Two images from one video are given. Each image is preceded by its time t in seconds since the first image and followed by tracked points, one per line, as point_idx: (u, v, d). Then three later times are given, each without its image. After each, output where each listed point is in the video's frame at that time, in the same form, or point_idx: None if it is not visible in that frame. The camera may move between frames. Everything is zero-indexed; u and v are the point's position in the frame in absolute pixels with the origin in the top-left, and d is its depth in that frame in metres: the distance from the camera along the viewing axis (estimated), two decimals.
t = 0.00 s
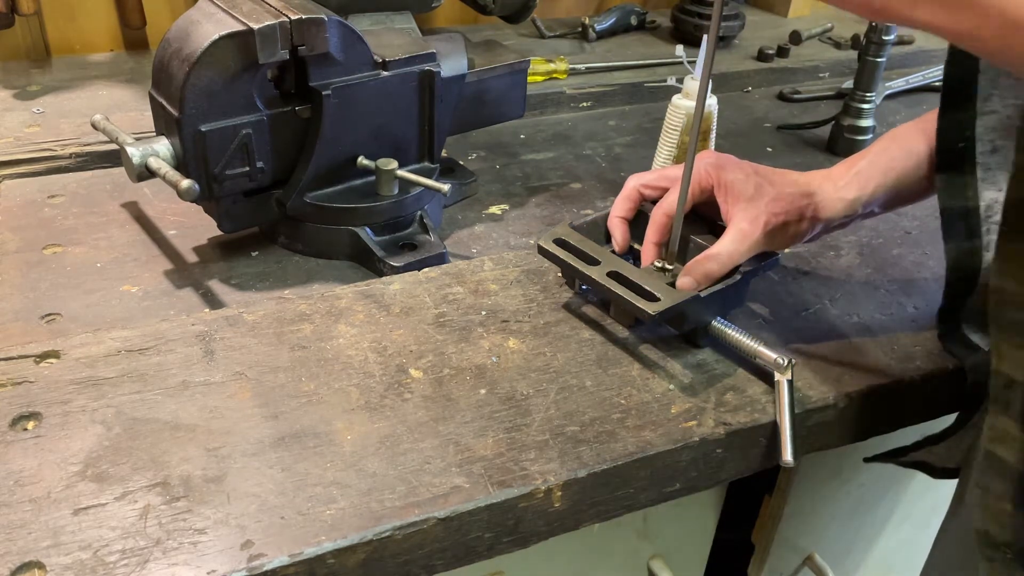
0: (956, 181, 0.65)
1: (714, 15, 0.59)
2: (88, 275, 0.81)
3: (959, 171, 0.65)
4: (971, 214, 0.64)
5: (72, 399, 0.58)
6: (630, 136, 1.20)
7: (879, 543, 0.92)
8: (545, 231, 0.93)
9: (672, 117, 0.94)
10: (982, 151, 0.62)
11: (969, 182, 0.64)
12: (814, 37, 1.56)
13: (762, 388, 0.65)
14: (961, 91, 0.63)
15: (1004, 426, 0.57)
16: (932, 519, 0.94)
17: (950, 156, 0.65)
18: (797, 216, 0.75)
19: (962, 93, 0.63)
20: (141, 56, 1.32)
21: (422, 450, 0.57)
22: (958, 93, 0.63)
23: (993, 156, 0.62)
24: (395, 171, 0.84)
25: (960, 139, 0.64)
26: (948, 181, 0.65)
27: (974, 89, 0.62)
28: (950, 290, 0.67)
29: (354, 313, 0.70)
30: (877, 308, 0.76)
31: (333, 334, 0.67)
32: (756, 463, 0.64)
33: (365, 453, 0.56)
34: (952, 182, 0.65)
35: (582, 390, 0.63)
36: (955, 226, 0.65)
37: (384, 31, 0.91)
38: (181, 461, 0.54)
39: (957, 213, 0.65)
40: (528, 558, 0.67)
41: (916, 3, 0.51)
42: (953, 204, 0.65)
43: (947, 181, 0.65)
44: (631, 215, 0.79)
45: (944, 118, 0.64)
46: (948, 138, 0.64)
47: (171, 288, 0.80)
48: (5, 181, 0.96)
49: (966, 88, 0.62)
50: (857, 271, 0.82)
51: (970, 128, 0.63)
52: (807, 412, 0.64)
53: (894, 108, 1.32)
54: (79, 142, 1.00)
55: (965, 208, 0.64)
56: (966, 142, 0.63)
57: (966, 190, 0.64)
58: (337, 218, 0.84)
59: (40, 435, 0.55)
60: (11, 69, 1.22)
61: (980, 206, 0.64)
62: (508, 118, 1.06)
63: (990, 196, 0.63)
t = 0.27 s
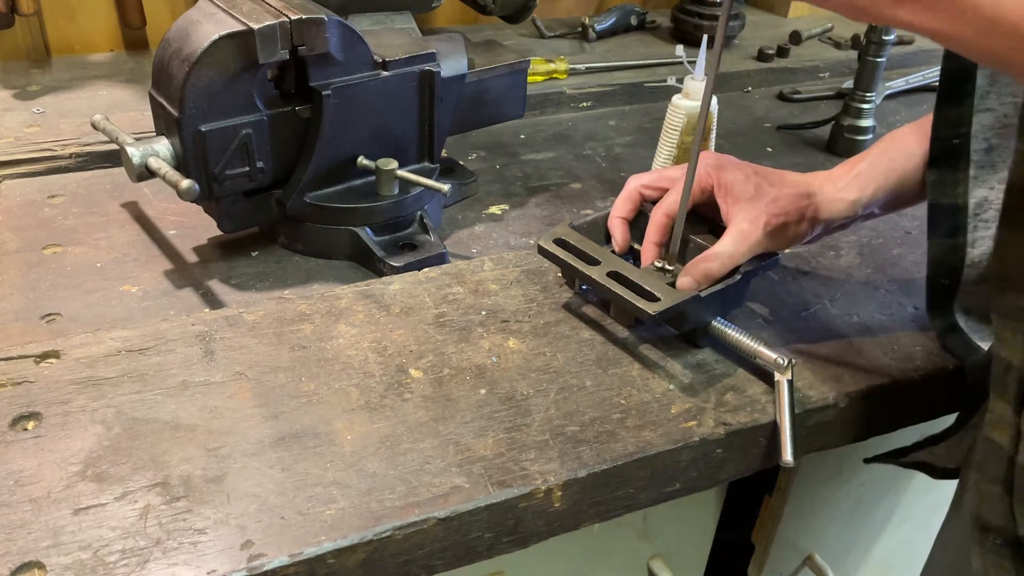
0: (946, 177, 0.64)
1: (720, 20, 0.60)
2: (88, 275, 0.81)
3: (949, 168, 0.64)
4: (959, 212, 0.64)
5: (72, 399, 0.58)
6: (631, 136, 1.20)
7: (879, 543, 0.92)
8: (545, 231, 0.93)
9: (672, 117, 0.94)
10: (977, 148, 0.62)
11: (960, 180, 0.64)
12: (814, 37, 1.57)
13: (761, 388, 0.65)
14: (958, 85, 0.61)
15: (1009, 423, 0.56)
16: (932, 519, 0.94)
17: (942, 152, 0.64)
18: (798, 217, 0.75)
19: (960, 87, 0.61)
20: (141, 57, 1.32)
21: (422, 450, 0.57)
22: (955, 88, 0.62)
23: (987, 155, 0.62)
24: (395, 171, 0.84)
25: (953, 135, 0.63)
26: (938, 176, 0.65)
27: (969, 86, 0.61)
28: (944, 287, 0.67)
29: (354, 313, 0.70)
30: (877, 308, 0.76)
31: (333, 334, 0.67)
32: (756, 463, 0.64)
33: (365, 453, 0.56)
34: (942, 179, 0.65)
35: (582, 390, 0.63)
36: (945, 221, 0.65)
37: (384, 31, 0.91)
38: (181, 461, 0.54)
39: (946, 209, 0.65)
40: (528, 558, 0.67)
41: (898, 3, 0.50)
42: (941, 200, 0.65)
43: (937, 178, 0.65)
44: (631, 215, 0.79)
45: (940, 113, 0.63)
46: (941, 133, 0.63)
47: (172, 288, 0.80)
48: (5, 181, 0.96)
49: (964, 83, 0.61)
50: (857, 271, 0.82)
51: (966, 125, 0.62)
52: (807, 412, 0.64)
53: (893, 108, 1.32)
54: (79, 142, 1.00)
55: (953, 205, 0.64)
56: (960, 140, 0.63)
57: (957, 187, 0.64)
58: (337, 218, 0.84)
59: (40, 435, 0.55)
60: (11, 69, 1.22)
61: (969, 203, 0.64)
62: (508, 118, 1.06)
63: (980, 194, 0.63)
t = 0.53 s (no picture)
0: (946, 177, 0.64)
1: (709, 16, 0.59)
2: (88, 275, 0.81)
3: (949, 167, 0.64)
4: (959, 211, 0.64)
5: (72, 399, 0.58)
6: (631, 136, 1.20)
7: (880, 543, 0.92)
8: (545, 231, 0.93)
9: (672, 117, 0.95)
10: (976, 149, 0.63)
11: (959, 180, 0.64)
12: (814, 37, 1.57)
13: (761, 388, 0.65)
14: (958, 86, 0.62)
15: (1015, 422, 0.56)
16: (932, 519, 0.94)
17: (942, 152, 0.64)
18: (798, 216, 0.75)
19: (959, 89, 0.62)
20: (141, 56, 1.32)
21: (422, 449, 0.57)
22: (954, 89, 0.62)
23: (986, 155, 0.63)
24: (395, 171, 0.84)
25: (953, 136, 0.63)
26: (938, 177, 0.65)
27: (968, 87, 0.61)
28: (943, 287, 0.67)
29: (354, 313, 0.70)
30: (877, 308, 0.76)
31: (333, 334, 0.67)
32: (756, 463, 0.64)
33: (365, 453, 0.56)
34: (942, 178, 0.65)
35: (582, 390, 0.63)
36: (944, 221, 0.65)
37: (384, 31, 0.91)
38: (181, 460, 0.54)
39: (945, 209, 0.65)
40: (528, 558, 0.67)
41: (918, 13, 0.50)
42: (941, 200, 0.65)
43: (937, 177, 0.65)
44: (631, 215, 0.79)
45: (940, 114, 0.63)
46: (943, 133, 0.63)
47: (172, 288, 0.80)
48: (5, 181, 0.96)
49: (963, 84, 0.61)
50: (857, 271, 0.82)
51: (965, 126, 0.62)
52: (807, 412, 0.64)
53: (894, 108, 1.32)
54: (79, 142, 1.00)
55: (953, 205, 0.64)
56: (960, 140, 0.63)
57: (956, 186, 0.64)
58: (337, 218, 0.84)
59: (40, 434, 0.55)
60: (11, 69, 1.22)
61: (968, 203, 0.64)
62: (508, 118, 1.06)
63: (980, 194, 0.63)
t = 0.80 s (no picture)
0: (948, 176, 0.64)
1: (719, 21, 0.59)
2: (88, 275, 0.81)
3: (950, 166, 0.64)
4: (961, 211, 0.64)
5: (72, 399, 0.58)
6: (631, 136, 1.20)
7: (880, 543, 0.92)
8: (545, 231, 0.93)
9: (672, 117, 0.94)
10: (978, 148, 0.62)
11: (961, 179, 0.63)
12: (814, 37, 1.57)
13: (761, 388, 0.65)
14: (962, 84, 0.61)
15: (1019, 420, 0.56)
16: (932, 519, 0.94)
17: (945, 150, 0.63)
18: (796, 216, 0.75)
19: (962, 86, 0.61)
20: (141, 57, 1.32)
21: (422, 449, 0.57)
22: (957, 87, 0.61)
23: (988, 154, 0.62)
24: (395, 171, 0.84)
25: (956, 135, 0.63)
26: (941, 176, 0.64)
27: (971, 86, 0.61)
28: (944, 286, 0.67)
29: (354, 313, 0.70)
30: (877, 308, 0.76)
31: (333, 334, 0.67)
32: (756, 463, 0.64)
33: (365, 453, 0.56)
34: (944, 178, 0.64)
35: (582, 390, 0.63)
36: (945, 221, 0.65)
37: (384, 31, 0.91)
38: (181, 460, 0.54)
39: (947, 208, 0.64)
40: (528, 558, 0.67)
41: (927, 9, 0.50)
42: (942, 199, 0.64)
43: (939, 176, 0.64)
44: (631, 216, 0.79)
45: (943, 113, 0.63)
46: (947, 132, 0.62)
47: (172, 288, 0.80)
48: (5, 181, 0.96)
49: (968, 82, 0.61)
50: (857, 271, 0.82)
51: (969, 124, 0.61)
52: (807, 412, 0.64)
53: (894, 108, 1.32)
54: (79, 142, 1.00)
55: (955, 204, 0.64)
56: (964, 139, 0.62)
57: (958, 186, 0.63)
58: (337, 218, 0.84)
59: (40, 434, 0.55)
60: (11, 69, 1.22)
61: (969, 203, 0.63)
62: (508, 118, 1.06)
63: (981, 194, 0.63)
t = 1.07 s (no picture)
0: (949, 176, 0.64)
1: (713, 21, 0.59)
2: (88, 275, 0.81)
3: (952, 166, 0.64)
4: (962, 210, 0.64)
5: (72, 399, 0.58)
6: (631, 136, 1.20)
7: (880, 543, 0.92)
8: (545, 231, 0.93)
9: (672, 117, 0.94)
10: (979, 148, 0.62)
11: (962, 179, 0.63)
12: (814, 37, 1.57)
13: (761, 388, 0.65)
14: (962, 85, 0.62)
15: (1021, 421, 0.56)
16: (932, 519, 0.94)
17: (947, 149, 0.64)
18: (797, 216, 0.76)
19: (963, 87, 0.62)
20: (141, 57, 1.32)
21: (422, 449, 0.57)
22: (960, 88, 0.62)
23: (988, 154, 0.63)
24: (395, 171, 0.84)
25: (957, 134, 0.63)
26: (941, 176, 0.64)
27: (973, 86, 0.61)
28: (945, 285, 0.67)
29: (354, 313, 0.70)
30: (877, 308, 0.76)
31: (333, 334, 0.67)
32: (756, 463, 0.64)
33: (365, 453, 0.56)
34: (945, 177, 0.64)
35: (582, 390, 0.63)
36: (946, 220, 0.65)
37: (384, 31, 0.91)
38: (181, 461, 0.54)
39: (949, 207, 0.64)
40: (528, 558, 0.67)
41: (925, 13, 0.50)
42: (944, 198, 0.64)
43: (940, 175, 0.64)
44: (631, 216, 0.79)
45: (945, 112, 0.63)
46: (947, 130, 0.63)
47: (172, 288, 0.80)
48: (5, 180, 0.96)
49: (969, 82, 0.62)
50: (857, 271, 0.82)
51: (970, 124, 0.62)
52: (807, 412, 0.64)
53: (894, 108, 1.32)
54: (79, 142, 1.00)
55: (956, 203, 0.64)
56: (965, 138, 0.63)
57: (959, 186, 0.64)
58: (337, 218, 0.84)
59: (40, 435, 0.55)
60: (11, 69, 1.22)
61: (970, 202, 0.63)
62: (508, 118, 1.06)
63: (982, 193, 0.63)
